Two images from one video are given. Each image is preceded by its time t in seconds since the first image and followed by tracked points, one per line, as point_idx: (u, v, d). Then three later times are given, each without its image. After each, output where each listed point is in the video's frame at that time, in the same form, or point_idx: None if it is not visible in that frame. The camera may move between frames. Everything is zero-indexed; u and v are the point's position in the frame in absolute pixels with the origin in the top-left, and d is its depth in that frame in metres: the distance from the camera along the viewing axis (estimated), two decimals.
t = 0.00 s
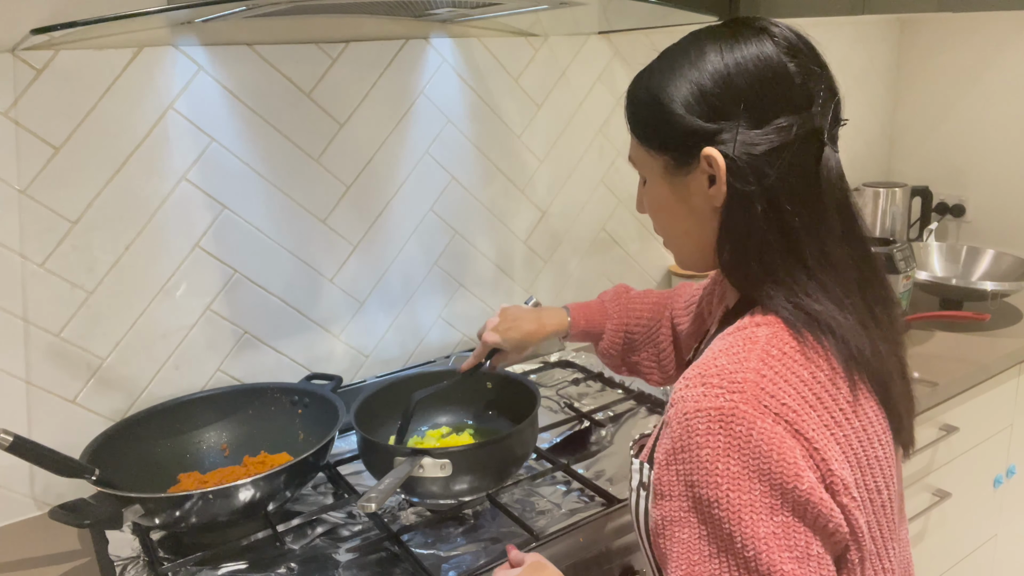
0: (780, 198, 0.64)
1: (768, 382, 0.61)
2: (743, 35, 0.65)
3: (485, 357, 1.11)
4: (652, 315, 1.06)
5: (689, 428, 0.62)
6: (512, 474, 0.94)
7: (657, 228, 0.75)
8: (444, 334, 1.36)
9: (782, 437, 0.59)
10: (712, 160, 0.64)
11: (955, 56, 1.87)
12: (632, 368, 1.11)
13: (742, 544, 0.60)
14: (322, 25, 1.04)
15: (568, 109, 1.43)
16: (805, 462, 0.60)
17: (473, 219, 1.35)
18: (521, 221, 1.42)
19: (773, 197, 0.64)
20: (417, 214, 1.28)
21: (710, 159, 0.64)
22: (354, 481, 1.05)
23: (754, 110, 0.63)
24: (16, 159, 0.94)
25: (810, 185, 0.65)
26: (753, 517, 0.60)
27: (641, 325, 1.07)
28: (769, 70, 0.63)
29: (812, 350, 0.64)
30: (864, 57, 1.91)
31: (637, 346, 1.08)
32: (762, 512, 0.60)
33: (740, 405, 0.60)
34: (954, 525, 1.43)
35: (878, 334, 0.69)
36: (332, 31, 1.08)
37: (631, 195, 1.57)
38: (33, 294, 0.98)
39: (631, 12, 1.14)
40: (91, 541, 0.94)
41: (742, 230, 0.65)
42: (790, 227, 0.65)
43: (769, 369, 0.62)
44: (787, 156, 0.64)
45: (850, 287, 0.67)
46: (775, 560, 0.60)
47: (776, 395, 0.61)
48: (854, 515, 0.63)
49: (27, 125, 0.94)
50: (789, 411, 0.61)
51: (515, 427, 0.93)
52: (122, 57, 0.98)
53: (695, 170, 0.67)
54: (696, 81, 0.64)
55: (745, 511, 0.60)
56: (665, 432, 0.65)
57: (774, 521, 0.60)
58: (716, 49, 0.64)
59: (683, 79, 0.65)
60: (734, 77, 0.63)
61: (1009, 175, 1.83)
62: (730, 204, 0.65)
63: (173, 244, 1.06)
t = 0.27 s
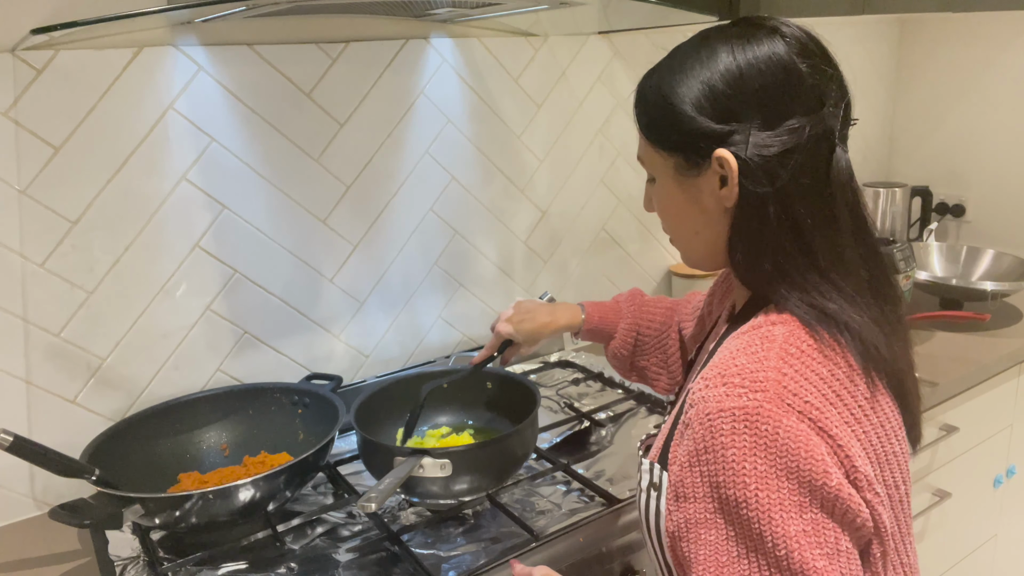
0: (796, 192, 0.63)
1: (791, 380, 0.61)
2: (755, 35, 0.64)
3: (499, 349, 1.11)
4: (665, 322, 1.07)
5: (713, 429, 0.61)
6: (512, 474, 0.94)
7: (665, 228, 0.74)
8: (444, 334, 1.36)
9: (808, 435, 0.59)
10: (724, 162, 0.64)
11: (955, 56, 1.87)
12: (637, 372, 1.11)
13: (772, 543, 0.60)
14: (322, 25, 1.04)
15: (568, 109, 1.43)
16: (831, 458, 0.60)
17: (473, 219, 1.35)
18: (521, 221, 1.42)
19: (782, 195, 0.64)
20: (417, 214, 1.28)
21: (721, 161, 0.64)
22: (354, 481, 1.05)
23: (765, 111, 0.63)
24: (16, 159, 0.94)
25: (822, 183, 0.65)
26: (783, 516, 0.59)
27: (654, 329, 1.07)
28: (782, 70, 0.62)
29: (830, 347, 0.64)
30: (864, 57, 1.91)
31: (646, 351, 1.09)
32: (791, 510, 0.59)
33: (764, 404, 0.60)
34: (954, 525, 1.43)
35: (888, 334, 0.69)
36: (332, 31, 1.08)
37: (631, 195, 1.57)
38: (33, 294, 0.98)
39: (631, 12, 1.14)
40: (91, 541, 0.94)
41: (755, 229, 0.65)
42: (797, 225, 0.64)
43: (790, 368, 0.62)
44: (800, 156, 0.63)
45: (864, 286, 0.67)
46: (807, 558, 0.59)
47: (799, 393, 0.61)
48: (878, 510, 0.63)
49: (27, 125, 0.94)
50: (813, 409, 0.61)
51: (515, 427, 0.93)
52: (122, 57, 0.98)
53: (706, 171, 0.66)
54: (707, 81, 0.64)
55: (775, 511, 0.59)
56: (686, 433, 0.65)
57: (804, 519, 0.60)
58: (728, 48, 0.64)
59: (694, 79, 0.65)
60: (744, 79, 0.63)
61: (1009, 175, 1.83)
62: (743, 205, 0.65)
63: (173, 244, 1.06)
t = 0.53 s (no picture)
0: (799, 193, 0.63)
1: (796, 376, 0.61)
2: (768, 33, 0.64)
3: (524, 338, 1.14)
4: (692, 319, 1.07)
5: (718, 423, 0.61)
6: (512, 474, 0.94)
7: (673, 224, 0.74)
8: (444, 334, 1.36)
9: (812, 430, 0.59)
10: (735, 159, 0.63)
11: (955, 56, 1.87)
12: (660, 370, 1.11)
13: (774, 536, 0.59)
14: (322, 25, 1.04)
15: (568, 109, 1.43)
16: (835, 454, 0.60)
17: (473, 219, 1.35)
18: (521, 221, 1.42)
19: (785, 194, 0.64)
20: (417, 214, 1.28)
21: (732, 157, 0.63)
22: (354, 481, 1.05)
23: (777, 109, 0.62)
24: (16, 159, 0.94)
25: (830, 182, 0.65)
26: (786, 511, 0.59)
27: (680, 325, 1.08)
28: (795, 69, 0.62)
29: (837, 345, 0.64)
30: (864, 57, 1.91)
31: (670, 348, 1.09)
32: (795, 505, 0.59)
33: (769, 399, 0.60)
34: (954, 525, 1.43)
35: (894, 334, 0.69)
36: (332, 31, 1.08)
37: (631, 195, 1.57)
38: (33, 294, 0.98)
39: (631, 12, 1.14)
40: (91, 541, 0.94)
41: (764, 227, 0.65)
42: (799, 225, 0.64)
43: (795, 363, 0.62)
44: (807, 156, 0.63)
45: (868, 283, 0.67)
46: (809, 553, 0.59)
47: (804, 388, 0.61)
48: (882, 507, 0.63)
49: (27, 125, 0.94)
50: (818, 404, 0.60)
51: (515, 427, 0.93)
52: (122, 57, 0.98)
53: (716, 168, 0.66)
54: (720, 77, 0.63)
55: (778, 504, 0.59)
56: (692, 427, 0.65)
57: (807, 514, 0.59)
58: (742, 45, 0.63)
59: (707, 74, 0.64)
60: (758, 76, 0.62)
61: (1009, 175, 1.83)
62: (752, 203, 0.65)
63: (174, 244, 1.06)
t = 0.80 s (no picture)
0: (804, 191, 0.63)
1: (803, 368, 0.61)
2: (791, 31, 0.63)
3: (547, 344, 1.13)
4: (716, 323, 1.07)
5: (724, 412, 0.60)
6: (512, 474, 0.94)
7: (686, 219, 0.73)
8: (444, 334, 1.36)
9: (818, 421, 0.58)
10: (755, 155, 0.62)
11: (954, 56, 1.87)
12: (683, 374, 1.11)
13: (776, 524, 0.58)
14: (323, 25, 1.04)
15: (568, 109, 1.43)
16: (840, 446, 0.59)
17: (473, 219, 1.35)
18: (521, 221, 1.42)
19: (805, 191, 0.62)
20: (417, 214, 1.28)
21: (752, 154, 0.62)
22: (354, 481, 1.05)
23: (799, 107, 0.61)
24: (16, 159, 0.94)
25: (848, 180, 0.64)
26: (790, 501, 0.58)
27: (703, 329, 1.07)
28: (817, 67, 0.61)
29: (846, 340, 0.63)
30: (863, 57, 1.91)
31: (694, 352, 1.08)
32: (798, 495, 0.58)
33: (775, 389, 0.59)
34: (954, 524, 1.43)
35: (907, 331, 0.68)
36: (332, 31, 1.08)
37: (631, 195, 1.57)
38: (33, 294, 0.98)
39: (630, 12, 1.14)
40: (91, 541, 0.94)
41: (779, 223, 0.64)
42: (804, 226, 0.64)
43: (803, 356, 0.61)
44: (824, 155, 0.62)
45: (884, 281, 0.66)
46: (812, 546, 0.58)
47: (811, 380, 0.60)
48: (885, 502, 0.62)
49: (27, 125, 0.94)
50: (824, 396, 0.60)
51: (515, 427, 0.93)
52: (122, 58, 0.98)
53: (735, 164, 0.65)
54: (742, 73, 0.62)
55: (781, 493, 0.58)
56: (699, 416, 0.64)
57: (810, 505, 0.58)
58: (764, 42, 0.62)
59: (727, 70, 0.63)
60: (780, 73, 0.61)
61: (1009, 175, 1.83)
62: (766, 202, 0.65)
63: (173, 244, 1.06)
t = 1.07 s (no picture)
0: (805, 192, 0.63)
1: (831, 361, 0.60)
2: (820, 28, 0.62)
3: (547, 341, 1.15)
4: (714, 327, 1.08)
5: (753, 405, 0.60)
6: (512, 474, 0.94)
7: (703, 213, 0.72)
8: (444, 334, 1.36)
9: (848, 413, 0.58)
10: (780, 151, 0.61)
11: (954, 57, 1.88)
12: (681, 376, 1.12)
13: (807, 515, 0.58)
14: (323, 25, 1.04)
15: (568, 109, 1.43)
16: (869, 438, 0.58)
17: (473, 219, 1.35)
18: (521, 221, 1.42)
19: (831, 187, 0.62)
20: (417, 214, 1.28)
21: (778, 149, 0.62)
22: (354, 481, 1.05)
23: (824, 106, 0.61)
24: (16, 159, 0.94)
25: (869, 179, 0.63)
26: (821, 493, 0.57)
27: (702, 333, 1.08)
28: (845, 67, 0.60)
29: (872, 333, 0.63)
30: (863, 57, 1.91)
31: (693, 356, 1.09)
32: (829, 485, 0.58)
33: (805, 382, 0.59)
34: (953, 525, 1.43)
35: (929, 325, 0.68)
36: (332, 31, 1.08)
37: (631, 196, 1.57)
38: (33, 294, 0.98)
39: (630, 12, 1.14)
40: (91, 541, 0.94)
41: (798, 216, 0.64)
42: (806, 225, 0.64)
43: (831, 349, 0.61)
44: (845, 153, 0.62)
45: (902, 277, 0.66)
46: (843, 538, 0.57)
47: (839, 373, 0.60)
48: (912, 494, 0.62)
49: (27, 125, 0.94)
50: (852, 388, 0.59)
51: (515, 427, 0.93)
52: (122, 57, 0.98)
53: (759, 160, 0.64)
54: (770, 71, 0.61)
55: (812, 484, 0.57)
56: (726, 409, 0.63)
57: (840, 497, 0.58)
58: (792, 40, 0.62)
59: (755, 67, 0.62)
60: (808, 70, 0.60)
61: (1009, 175, 1.83)
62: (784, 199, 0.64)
63: (173, 244, 1.06)
